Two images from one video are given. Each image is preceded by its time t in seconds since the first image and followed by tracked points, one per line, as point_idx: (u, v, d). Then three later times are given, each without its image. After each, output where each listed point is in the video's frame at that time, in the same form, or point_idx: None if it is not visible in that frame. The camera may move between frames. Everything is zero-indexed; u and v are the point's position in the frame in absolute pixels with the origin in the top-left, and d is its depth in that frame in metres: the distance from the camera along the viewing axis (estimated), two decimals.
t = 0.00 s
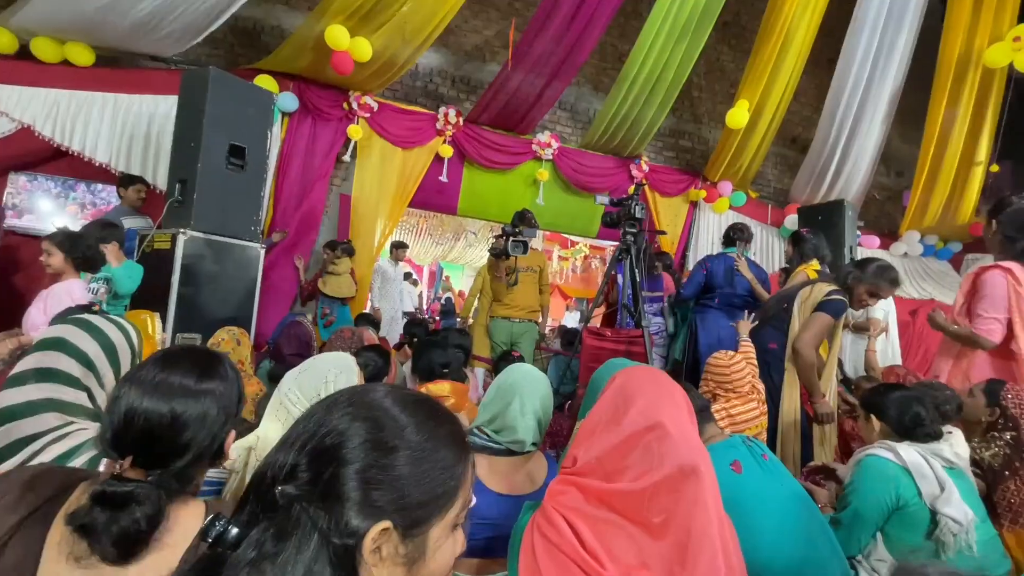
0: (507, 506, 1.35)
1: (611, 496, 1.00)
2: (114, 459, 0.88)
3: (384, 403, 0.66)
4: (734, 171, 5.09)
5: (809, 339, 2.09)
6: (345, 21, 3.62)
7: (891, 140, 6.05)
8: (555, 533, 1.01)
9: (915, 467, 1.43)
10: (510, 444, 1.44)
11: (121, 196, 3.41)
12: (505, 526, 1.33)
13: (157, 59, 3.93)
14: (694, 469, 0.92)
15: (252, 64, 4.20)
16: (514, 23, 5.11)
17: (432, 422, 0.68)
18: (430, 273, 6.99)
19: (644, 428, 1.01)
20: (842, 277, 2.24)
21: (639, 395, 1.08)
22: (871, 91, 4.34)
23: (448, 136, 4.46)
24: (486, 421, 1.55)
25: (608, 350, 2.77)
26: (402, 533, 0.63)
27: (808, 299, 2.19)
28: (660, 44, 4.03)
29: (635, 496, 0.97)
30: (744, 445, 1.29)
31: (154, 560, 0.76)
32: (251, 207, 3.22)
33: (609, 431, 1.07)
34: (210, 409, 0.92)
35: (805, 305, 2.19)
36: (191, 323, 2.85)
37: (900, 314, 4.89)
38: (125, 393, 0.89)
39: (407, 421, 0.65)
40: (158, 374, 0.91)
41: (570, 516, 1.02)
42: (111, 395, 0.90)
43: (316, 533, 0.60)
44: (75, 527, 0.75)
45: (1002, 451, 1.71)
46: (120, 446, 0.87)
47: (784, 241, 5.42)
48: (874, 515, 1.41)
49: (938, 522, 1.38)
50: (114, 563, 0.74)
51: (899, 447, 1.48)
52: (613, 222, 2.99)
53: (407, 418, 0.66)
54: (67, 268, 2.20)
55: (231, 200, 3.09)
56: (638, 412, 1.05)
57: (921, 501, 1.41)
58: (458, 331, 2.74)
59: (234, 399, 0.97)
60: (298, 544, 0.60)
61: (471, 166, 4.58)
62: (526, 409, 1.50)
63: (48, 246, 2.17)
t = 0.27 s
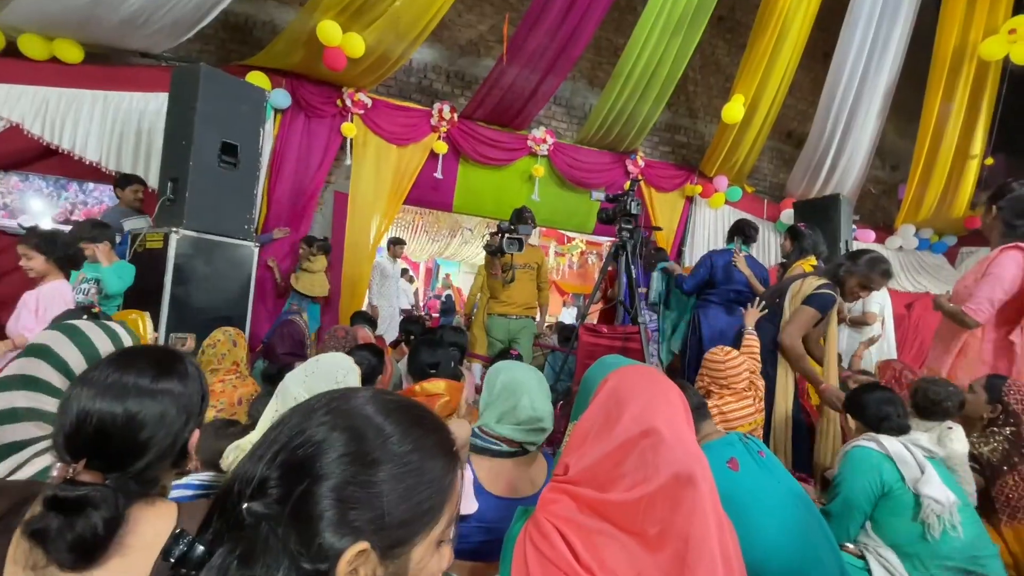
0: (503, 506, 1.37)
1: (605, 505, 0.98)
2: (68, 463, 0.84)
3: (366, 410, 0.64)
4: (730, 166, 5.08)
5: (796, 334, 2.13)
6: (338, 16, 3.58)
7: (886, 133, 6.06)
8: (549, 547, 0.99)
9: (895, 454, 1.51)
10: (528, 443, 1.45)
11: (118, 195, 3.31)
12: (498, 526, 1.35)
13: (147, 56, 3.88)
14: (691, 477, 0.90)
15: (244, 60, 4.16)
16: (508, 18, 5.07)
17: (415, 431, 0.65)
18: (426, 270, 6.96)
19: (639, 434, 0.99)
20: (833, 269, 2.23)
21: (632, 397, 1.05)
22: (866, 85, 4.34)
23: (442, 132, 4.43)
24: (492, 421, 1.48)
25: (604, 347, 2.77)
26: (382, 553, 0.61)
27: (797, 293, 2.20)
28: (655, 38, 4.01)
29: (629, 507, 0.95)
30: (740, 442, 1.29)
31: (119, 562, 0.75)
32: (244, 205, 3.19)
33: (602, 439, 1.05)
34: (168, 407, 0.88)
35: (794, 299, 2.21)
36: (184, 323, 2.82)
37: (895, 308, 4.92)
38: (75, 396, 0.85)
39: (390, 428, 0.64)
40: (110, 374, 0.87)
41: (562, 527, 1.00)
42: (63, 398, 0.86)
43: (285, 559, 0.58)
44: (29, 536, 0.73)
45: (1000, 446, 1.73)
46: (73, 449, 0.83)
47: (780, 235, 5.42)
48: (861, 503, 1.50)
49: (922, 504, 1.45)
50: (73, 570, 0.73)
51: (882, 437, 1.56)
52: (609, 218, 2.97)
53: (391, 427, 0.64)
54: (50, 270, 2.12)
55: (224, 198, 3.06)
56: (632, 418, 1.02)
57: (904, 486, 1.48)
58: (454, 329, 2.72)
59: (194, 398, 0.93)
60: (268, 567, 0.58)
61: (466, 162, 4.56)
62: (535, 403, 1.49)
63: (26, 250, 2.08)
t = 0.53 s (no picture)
0: (500, 504, 1.40)
1: (602, 508, 0.99)
2: (55, 463, 0.84)
3: (358, 414, 0.57)
4: (727, 163, 5.10)
5: (802, 330, 2.09)
6: (333, 15, 3.57)
7: (881, 130, 6.08)
8: (548, 551, 0.99)
9: (865, 432, 1.56)
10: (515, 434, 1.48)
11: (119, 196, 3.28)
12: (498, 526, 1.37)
13: (141, 55, 3.86)
14: (689, 479, 0.91)
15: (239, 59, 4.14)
16: (504, 16, 5.06)
17: (407, 432, 0.59)
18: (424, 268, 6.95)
19: (638, 436, 0.99)
20: (832, 263, 2.25)
21: (630, 398, 1.05)
22: (861, 82, 4.36)
23: (439, 130, 4.42)
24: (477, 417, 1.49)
25: (601, 344, 2.79)
26: (377, 565, 0.55)
27: (796, 289, 2.21)
28: (651, 35, 4.01)
29: (629, 510, 0.95)
30: (736, 438, 1.29)
31: (112, 559, 0.76)
32: (241, 204, 3.18)
33: (599, 440, 1.04)
34: (153, 407, 0.88)
35: (794, 295, 2.22)
36: (181, 324, 2.82)
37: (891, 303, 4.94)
38: (59, 397, 0.84)
39: (383, 432, 0.57)
40: (94, 375, 0.86)
41: (558, 528, 1.01)
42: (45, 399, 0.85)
43: None
44: (20, 536, 0.73)
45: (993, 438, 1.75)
46: (60, 449, 0.83)
47: (776, 232, 5.44)
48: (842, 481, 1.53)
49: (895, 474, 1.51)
50: (66, 569, 0.73)
51: (853, 421, 1.62)
52: (605, 216, 2.98)
53: (385, 431, 0.57)
54: (48, 274, 2.09)
55: (220, 198, 3.05)
56: (630, 418, 1.02)
57: (877, 459, 1.53)
58: (452, 327, 2.73)
59: (178, 396, 0.93)
60: None
61: (463, 160, 4.56)
62: (514, 394, 1.53)
63: (19, 256, 2.05)
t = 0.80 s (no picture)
0: (495, 499, 1.43)
1: (594, 509, 1.00)
2: (60, 468, 0.84)
3: (340, 424, 0.51)
4: (721, 161, 5.12)
5: (801, 330, 2.12)
6: (327, 14, 3.56)
7: (874, 128, 6.12)
8: (543, 550, 1.03)
9: (832, 422, 1.63)
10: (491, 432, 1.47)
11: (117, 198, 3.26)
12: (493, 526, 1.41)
13: (133, 54, 3.84)
14: (676, 480, 0.92)
15: (233, 58, 4.13)
16: (499, 14, 5.06)
17: (394, 438, 0.53)
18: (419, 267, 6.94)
19: (626, 437, 0.98)
20: (833, 264, 2.26)
21: (621, 401, 1.03)
22: (854, 81, 4.38)
23: (434, 129, 4.42)
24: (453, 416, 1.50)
25: (597, 343, 2.82)
26: None
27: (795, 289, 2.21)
28: (646, 34, 4.02)
29: (620, 511, 0.97)
30: (731, 437, 1.30)
31: (116, 563, 0.76)
32: (235, 204, 3.17)
33: (589, 441, 1.04)
34: (157, 412, 0.88)
35: (793, 293, 2.22)
36: (175, 325, 2.82)
37: (883, 301, 4.98)
38: (64, 402, 0.85)
39: (368, 440, 0.51)
40: (99, 381, 0.87)
41: (553, 528, 1.04)
42: (51, 404, 0.85)
43: None
44: (24, 540, 0.73)
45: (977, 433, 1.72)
46: (65, 455, 0.83)
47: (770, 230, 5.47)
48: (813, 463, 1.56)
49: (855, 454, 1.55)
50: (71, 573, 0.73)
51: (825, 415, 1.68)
52: (601, 215, 2.99)
53: (370, 437, 0.51)
54: (46, 278, 2.05)
55: (215, 198, 3.04)
56: (620, 420, 1.01)
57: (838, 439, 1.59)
58: (448, 326, 2.73)
59: (182, 400, 0.93)
60: None
61: (459, 159, 4.56)
62: (491, 392, 1.51)
63: (15, 262, 1.99)
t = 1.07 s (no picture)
0: (487, 497, 1.42)
1: (582, 507, 1.00)
2: (84, 477, 0.84)
3: (317, 427, 0.50)
4: (712, 160, 5.14)
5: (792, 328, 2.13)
6: (317, 11, 3.53)
7: (863, 127, 6.18)
8: (533, 549, 1.03)
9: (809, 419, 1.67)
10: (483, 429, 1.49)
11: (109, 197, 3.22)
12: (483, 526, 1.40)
13: (120, 51, 3.78)
14: (661, 477, 0.92)
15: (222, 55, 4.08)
16: (491, 12, 5.04)
17: (372, 441, 0.52)
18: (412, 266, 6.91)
19: (609, 435, 0.99)
20: (829, 263, 2.29)
21: (605, 401, 1.03)
22: (844, 79, 4.41)
23: (426, 127, 4.40)
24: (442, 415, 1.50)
25: (590, 342, 2.83)
26: None
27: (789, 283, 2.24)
28: (637, 32, 4.02)
29: (607, 509, 0.97)
30: (724, 434, 1.31)
31: None
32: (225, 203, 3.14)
33: (576, 439, 1.03)
34: (182, 423, 0.87)
35: (787, 292, 2.24)
36: (164, 325, 2.78)
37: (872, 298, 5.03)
38: (93, 409, 0.85)
39: (345, 443, 0.50)
40: (127, 389, 0.87)
41: (543, 527, 1.04)
42: (81, 411, 0.86)
43: None
44: (41, 547, 0.73)
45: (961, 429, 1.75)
46: (89, 464, 0.83)
47: (762, 228, 5.50)
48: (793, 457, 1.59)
49: (829, 447, 1.57)
50: None
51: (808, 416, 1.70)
52: (593, 214, 2.99)
53: (347, 440, 0.51)
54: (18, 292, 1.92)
55: (204, 197, 3.01)
56: (605, 416, 1.01)
57: (813, 433, 1.62)
58: (441, 325, 2.72)
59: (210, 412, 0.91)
60: None
61: (451, 158, 4.54)
62: (478, 391, 1.54)
63: None
